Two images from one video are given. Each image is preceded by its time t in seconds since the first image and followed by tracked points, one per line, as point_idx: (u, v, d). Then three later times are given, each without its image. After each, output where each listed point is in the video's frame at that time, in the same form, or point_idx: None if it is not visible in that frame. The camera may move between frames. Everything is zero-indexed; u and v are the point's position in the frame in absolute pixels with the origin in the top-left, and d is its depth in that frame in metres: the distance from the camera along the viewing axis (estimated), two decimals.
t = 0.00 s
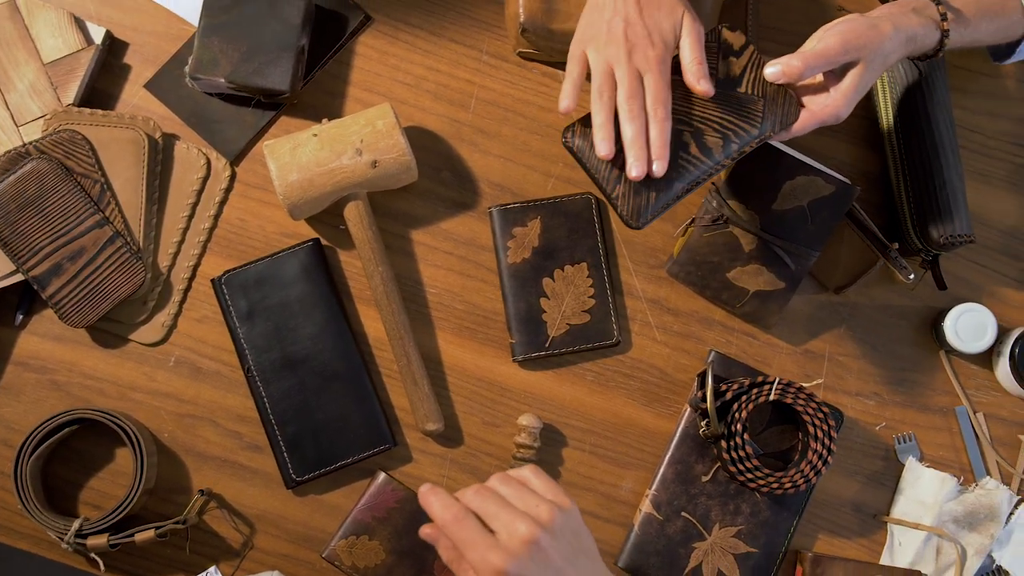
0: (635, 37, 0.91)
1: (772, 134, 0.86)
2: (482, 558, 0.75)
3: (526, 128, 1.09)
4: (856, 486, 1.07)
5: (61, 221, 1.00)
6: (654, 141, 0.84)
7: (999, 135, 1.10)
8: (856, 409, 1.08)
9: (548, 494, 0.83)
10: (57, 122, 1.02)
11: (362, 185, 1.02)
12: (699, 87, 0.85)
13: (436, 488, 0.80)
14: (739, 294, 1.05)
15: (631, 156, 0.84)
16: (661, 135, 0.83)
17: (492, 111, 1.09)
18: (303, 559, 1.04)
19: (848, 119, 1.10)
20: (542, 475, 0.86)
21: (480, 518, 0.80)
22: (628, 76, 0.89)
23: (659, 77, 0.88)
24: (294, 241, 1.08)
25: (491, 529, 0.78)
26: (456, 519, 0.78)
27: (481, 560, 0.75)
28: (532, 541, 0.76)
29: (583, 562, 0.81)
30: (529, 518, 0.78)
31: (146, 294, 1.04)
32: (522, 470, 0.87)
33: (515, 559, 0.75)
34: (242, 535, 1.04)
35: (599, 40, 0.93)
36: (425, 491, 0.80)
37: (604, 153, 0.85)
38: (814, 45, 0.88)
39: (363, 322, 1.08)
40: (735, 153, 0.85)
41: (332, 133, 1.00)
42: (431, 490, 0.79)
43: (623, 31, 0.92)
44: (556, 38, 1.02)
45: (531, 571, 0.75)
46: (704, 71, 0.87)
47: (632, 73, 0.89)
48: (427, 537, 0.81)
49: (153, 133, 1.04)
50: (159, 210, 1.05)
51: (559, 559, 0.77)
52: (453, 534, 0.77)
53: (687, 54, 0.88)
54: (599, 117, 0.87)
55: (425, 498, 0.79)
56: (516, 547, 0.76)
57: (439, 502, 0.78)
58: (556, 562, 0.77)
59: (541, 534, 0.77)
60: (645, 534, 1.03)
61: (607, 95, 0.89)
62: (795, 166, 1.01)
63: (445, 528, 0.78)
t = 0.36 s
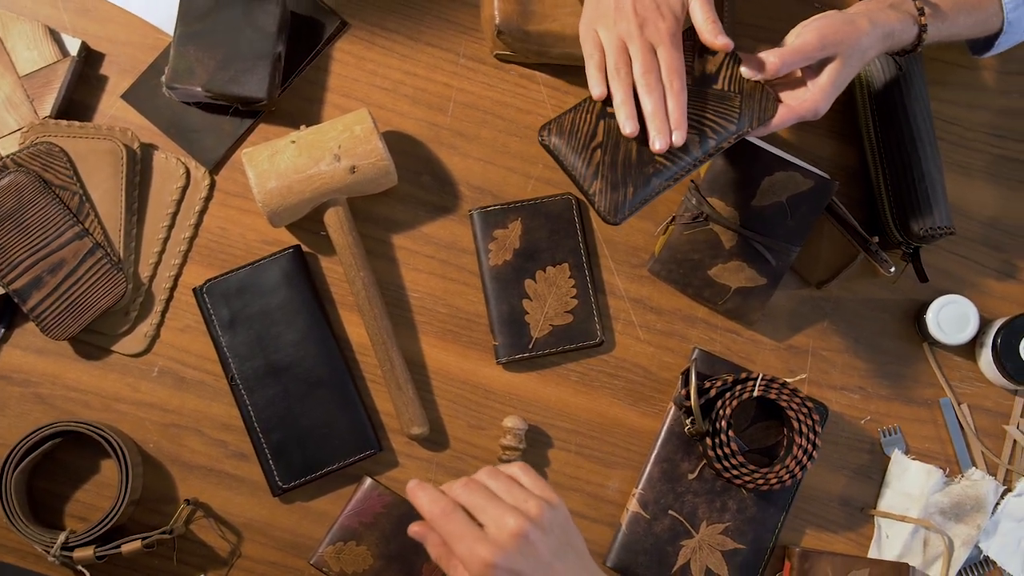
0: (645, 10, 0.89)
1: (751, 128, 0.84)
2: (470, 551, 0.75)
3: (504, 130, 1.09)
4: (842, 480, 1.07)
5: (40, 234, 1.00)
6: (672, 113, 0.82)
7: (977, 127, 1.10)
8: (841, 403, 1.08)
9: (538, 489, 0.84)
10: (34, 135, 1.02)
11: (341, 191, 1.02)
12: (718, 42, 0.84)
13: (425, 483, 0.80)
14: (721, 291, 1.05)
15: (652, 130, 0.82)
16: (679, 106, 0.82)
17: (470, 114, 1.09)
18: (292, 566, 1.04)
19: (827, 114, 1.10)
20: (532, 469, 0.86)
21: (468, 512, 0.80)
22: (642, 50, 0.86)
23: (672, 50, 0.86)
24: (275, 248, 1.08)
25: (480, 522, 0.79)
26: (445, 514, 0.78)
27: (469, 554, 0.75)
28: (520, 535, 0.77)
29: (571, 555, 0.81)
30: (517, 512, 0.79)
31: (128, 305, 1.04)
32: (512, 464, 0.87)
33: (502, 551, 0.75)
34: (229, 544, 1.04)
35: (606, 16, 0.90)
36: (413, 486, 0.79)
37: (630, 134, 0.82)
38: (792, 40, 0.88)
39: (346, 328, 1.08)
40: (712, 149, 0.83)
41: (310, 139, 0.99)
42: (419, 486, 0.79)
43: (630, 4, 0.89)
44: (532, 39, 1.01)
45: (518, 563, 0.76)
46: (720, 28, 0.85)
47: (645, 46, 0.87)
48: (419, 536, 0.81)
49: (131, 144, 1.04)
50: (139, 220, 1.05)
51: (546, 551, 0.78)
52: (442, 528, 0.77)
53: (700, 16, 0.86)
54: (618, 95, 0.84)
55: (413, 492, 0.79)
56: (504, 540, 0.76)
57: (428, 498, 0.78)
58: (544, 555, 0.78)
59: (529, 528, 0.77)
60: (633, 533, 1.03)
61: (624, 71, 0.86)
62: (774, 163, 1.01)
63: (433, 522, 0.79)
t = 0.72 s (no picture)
0: None
1: (725, 127, 0.84)
2: (492, 499, 0.67)
3: (485, 132, 1.09)
4: (830, 474, 1.07)
5: (21, 246, 1.00)
6: (677, 87, 0.83)
7: (958, 119, 1.10)
8: (827, 398, 1.08)
9: (572, 458, 0.75)
10: (14, 147, 1.02)
11: (323, 197, 1.02)
12: (720, 6, 0.85)
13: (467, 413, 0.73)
14: (705, 288, 1.05)
15: (659, 105, 0.82)
16: (683, 79, 0.83)
17: (450, 117, 1.09)
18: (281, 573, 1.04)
19: (807, 109, 1.10)
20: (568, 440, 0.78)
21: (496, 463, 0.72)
22: (642, 25, 0.86)
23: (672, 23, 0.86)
24: (258, 256, 1.08)
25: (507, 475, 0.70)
26: (479, 451, 0.70)
27: (490, 500, 0.67)
28: (546, 494, 0.68)
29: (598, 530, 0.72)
30: (548, 473, 0.70)
31: (111, 315, 1.04)
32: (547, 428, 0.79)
33: (524, 505, 0.67)
34: (218, 552, 1.04)
35: None
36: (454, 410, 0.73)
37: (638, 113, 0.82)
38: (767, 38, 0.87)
39: (330, 334, 1.08)
40: (686, 148, 0.83)
41: (289, 146, 0.99)
42: (460, 412, 0.72)
43: None
44: (510, 41, 1.01)
45: (540, 522, 0.68)
46: None
47: (644, 22, 0.86)
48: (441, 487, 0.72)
49: (111, 154, 1.04)
50: (120, 230, 1.05)
51: (571, 517, 0.70)
52: (471, 465, 0.70)
53: None
54: (623, 73, 0.84)
55: (451, 420, 0.72)
56: (528, 496, 0.68)
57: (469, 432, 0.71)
58: (568, 519, 0.69)
59: (556, 490, 0.69)
60: (621, 532, 1.03)
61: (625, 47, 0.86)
62: (753, 159, 1.01)
63: (462, 459, 0.71)
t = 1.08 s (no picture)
0: None
1: (701, 131, 0.85)
2: (573, 407, 0.70)
3: (466, 135, 1.09)
4: (818, 469, 1.07)
5: (3, 258, 1.00)
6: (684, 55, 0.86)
7: (938, 112, 1.10)
8: (813, 393, 1.08)
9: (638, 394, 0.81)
10: None
11: (304, 203, 1.02)
12: None
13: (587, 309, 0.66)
14: (689, 286, 1.05)
15: (674, 75, 0.84)
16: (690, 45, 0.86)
17: (431, 120, 1.09)
18: None
19: (788, 105, 1.10)
20: (638, 383, 0.83)
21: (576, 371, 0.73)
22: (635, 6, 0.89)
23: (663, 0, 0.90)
24: (242, 263, 1.07)
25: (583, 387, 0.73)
26: (575, 355, 0.67)
27: (564, 407, 0.70)
28: (613, 415, 0.74)
29: (644, 463, 0.78)
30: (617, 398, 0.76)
31: (95, 325, 1.04)
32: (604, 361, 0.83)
33: (594, 419, 0.72)
34: (207, 560, 1.04)
35: None
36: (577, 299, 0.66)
37: (660, 91, 0.84)
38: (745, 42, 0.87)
39: (315, 340, 1.08)
40: (662, 152, 0.83)
41: (269, 152, 0.99)
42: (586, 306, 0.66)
43: None
44: (488, 43, 1.01)
45: (602, 438, 0.72)
46: None
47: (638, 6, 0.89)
48: (521, 382, 0.77)
49: (91, 164, 1.04)
50: (102, 240, 1.04)
51: (627, 442, 0.75)
52: (562, 368, 0.69)
53: None
54: (636, 54, 0.86)
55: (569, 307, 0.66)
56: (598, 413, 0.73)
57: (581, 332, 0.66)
58: (624, 443, 0.74)
59: (623, 415, 0.75)
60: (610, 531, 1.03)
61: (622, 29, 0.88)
62: (733, 156, 1.00)
63: (558, 356, 0.69)
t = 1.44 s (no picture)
0: None
1: (676, 126, 0.86)
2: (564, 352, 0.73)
3: (448, 137, 1.09)
4: (807, 464, 1.07)
5: None
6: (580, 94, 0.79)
7: (920, 104, 1.10)
8: (801, 388, 1.08)
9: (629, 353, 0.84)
10: None
11: (287, 209, 1.02)
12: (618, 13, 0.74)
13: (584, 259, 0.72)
14: (674, 284, 1.05)
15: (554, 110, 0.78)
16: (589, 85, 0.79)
17: (413, 123, 1.09)
18: None
19: (769, 101, 1.10)
20: (628, 343, 0.86)
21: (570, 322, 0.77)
22: (540, 23, 0.79)
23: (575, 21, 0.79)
24: (226, 270, 1.07)
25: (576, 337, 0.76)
26: (570, 301, 0.72)
27: (557, 352, 0.73)
28: (603, 363, 0.77)
29: (632, 416, 0.80)
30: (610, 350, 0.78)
31: (80, 336, 1.04)
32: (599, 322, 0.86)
33: (585, 364, 0.74)
34: (198, 568, 1.04)
35: None
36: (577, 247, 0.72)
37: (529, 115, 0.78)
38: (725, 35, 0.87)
39: (302, 345, 1.08)
40: (637, 144, 0.84)
41: (251, 159, 0.99)
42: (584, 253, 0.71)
43: None
44: (468, 45, 1.01)
45: (591, 383, 0.75)
46: None
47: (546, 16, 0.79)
48: (518, 329, 0.80)
49: (74, 175, 1.04)
50: (86, 250, 1.04)
51: (615, 391, 0.77)
52: (557, 312, 0.73)
53: None
54: (520, 77, 0.79)
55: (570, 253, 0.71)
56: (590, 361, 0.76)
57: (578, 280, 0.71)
58: (613, 391, 0.77)
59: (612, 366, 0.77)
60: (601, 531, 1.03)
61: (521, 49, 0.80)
62: (715, 152, 0.99)
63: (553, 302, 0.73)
